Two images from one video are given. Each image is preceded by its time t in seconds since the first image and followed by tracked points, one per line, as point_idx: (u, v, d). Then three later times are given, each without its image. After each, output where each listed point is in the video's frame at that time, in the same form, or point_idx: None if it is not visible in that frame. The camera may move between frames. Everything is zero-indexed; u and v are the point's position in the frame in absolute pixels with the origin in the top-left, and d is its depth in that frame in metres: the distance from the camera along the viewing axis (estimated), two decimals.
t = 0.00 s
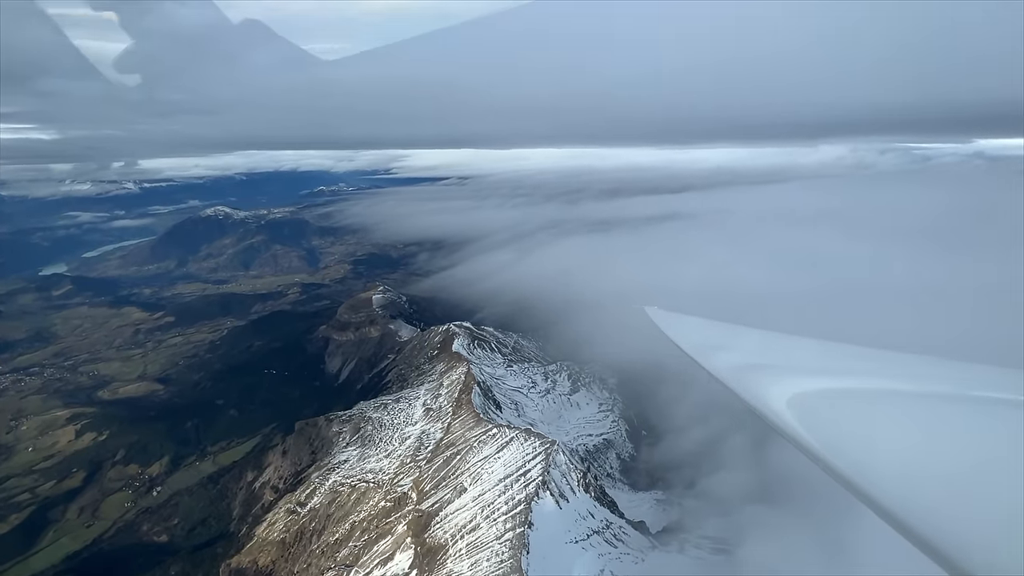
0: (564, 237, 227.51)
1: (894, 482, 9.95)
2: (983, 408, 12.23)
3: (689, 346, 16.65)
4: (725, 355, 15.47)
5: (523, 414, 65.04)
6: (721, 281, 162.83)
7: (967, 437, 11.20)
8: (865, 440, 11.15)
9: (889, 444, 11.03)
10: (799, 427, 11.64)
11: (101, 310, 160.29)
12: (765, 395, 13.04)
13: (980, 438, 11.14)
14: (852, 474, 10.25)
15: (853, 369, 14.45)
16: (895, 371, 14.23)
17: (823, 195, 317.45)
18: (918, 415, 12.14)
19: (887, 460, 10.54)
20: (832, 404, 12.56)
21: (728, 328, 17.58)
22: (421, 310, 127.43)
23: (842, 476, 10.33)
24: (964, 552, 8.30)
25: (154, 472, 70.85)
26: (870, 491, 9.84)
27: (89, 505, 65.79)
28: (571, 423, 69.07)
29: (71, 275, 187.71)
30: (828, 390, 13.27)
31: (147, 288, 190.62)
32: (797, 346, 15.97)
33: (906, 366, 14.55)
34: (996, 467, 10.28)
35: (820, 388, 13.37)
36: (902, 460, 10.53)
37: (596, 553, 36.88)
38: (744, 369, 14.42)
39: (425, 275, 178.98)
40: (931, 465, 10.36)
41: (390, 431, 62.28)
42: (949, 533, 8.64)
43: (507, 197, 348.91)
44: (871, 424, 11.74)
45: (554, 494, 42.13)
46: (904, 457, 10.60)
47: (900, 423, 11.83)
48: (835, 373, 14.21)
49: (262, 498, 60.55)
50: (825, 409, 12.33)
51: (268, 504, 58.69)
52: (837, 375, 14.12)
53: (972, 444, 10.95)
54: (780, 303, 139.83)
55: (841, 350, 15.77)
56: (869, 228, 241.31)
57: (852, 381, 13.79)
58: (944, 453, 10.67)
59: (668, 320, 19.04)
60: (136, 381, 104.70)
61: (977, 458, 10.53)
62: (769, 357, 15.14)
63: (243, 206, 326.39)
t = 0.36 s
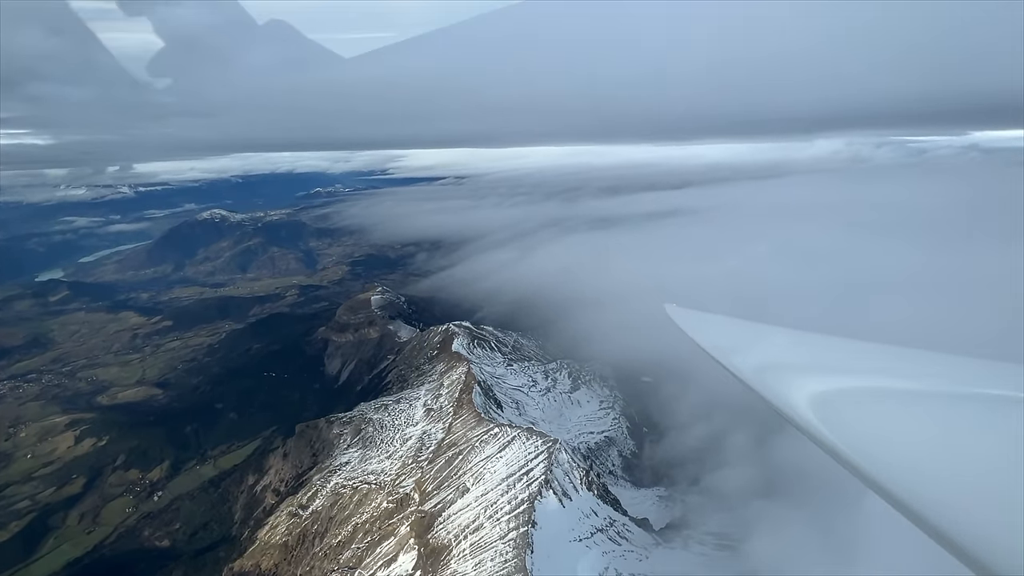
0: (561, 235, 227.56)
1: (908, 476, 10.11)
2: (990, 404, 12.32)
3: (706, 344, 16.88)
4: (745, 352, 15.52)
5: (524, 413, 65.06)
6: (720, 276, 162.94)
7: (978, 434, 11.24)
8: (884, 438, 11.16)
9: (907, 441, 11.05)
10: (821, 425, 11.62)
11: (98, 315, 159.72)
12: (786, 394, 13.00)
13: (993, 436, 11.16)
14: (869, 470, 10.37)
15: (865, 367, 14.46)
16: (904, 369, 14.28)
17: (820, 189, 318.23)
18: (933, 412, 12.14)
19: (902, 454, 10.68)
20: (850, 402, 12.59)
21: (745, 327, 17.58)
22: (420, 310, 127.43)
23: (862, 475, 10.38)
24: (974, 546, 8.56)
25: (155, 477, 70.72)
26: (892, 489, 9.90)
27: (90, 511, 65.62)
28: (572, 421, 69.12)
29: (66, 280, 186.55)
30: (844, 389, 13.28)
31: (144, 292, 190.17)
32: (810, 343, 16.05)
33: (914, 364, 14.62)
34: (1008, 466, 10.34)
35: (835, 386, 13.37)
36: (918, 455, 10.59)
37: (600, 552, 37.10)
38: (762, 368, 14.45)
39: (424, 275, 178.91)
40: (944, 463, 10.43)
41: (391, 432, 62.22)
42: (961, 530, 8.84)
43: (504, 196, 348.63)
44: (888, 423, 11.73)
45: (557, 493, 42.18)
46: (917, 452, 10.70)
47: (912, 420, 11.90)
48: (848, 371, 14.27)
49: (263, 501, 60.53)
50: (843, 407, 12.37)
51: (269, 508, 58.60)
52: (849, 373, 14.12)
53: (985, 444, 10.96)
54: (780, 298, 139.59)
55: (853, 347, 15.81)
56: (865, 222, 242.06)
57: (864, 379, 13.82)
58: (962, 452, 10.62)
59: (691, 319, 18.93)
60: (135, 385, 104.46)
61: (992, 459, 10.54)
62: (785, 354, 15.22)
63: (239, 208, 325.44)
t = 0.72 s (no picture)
0: (557, 235, 227.61)
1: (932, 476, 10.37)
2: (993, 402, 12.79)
3: (729, 346, 16.75)
4: (765, 353, 15.50)
5: (523, 413, 65.02)
6: (717, 273, 163.43)
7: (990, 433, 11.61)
8: (901, 432, 11.55)
9: (921, 434, 11.50)
10: (841, 422, 12.05)
11: (92, 320, 158.49)
12: (808, 392, 13.26)
13: (995, 430, 11.65)
14: (893, 469, 10.69)
15: (876, 365, 14.76)
16: (911, 369, 14.52)
17: (814, 186, 319.66)
18: (941, 408, 12.54)
19: (923, 451, 10.96)
20: (868, 400, 12.78)
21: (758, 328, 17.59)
22: (417, 312, 127.03)
23: (886, 472, 10.74)
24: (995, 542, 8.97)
25: (152, 483, 70.28)
26: (916, 486, 10.23)
27: (87, 518, 65.11)
28: (571, 420, 69.07)
29: (60, 286, 184.96)
30: (861, 388, 13.42)
31: (138, 297, 188.99)
32: (821, 340, 16.25)
33: (915, 360, 14.98)
34: (1012, 459, 10.89)
35: (850, 383, 13.69)
36: (937, 453, 10.91)
37: (601, 551, 37.29)
38: (783, 368, 14.51)
39: (420, 276, 178.55)
40: (961, 461, 10.76)
41: (390, 434, 62.06)
42: (982, 526, 9.24)
43: (500, 195, 348.33)
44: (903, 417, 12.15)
45: (558, 493, 42.18)
46: (935, 451, 11.00)
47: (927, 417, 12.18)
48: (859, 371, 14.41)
49: (262, 506, 60.30)
50: (863, 407, 12.55)
51: (268, 512, 58.34)
52: (863, 371, 14.39)
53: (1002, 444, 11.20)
54: (777, 294, 139.95)
55: (859, 346, 15.99)
56: (860, 217, 243.11)
57: (875, 377, 14.00)
58: (964, 444, 11.11)
59: (707, 321, 18.70)
60: (131, 391, 103.77)
61: (993, 453, 11.04)
62: (802, 353, 15.20)
63: (233, 211, 323.68)
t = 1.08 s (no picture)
0: (552, 235, 228.03)
1: (946, 472, 9.98)
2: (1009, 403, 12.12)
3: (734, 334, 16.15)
4: (774, 348, 14.91)
5: (520, 414, 64.98)
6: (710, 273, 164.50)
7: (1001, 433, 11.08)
8: (915, 431, 11.11)
9: (935, 434, 10.99)
10: (854, 420, 11.65)
11: (83, 325, 156.89)
12: (819, 391, 12.75)
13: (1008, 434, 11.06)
14: (908, 466, 10.28)
15: (887, 364, 13.94)
16: (919, 363, 13.99)
17: (806, 185, 322.66)
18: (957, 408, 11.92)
19: (932, 446, 10.66)
20: (879, 400, 12.32)
21: (763, 320, 17.03)
22: (412, 313, 126.62)
23: (899, 468, 10.37)
24: (1009, 530, 8.58)
25: (146, 489, 69.62)
26: (929, 481, 9.86)
27: (79, 526, 64.24)
28: (568, 421, 69.08)
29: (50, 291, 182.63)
30: (870, 386, 12.99)
31: (130, 301, 187.56)
32: (836, 338, 15.41)
33: (926, 359, 14.22)
34: None
35: (863, 385, 13.03)
36: (947, 449, 10.54)
37: (601, 552, 37.37)
38: (793, 366, 13.92)
39: (414, 278, 178.21)
40: (972, 457, 10.38)
41: (386, 437, 61.84)
42: (991, 513, 8.95)
43: (494, 197, 348.44)
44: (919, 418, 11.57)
45: (557, 494, 42.16)
46: (947, 447, 10.60)
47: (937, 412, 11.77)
48: (866, 368, 13.87)
49: (258, 511, 59.95)
50: (873, 405, 12.13)
51: (264, 517, 57.95)
52: (875, 369, 13.75)
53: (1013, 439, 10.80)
54: (771, 291, 140.72)
55: (862, 339, 15.46)
56: (852, 216, 245.70)
57: (883, 374, 13.54)
58: (975, 443, 10.70)
59: (713, 311, 18.17)
60: (124, 396, 102.77)
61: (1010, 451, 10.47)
62: (810, 349, 14.68)
63: (225, 214, 321.58)
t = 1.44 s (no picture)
0: (543, 237, 228.47)
1: (952, 471, 9.84)
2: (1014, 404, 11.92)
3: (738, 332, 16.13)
4: (783, 349, 14.77)
5: (513, 416, 64.85)
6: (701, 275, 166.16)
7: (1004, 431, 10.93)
8: (918, 430, 11.03)
9: (937, 433, 10.91)
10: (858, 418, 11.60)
11: (67, 332, 153.71)
12: (824, 389, 12.72)
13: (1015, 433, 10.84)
14: (912, 466, 10.12)
15: (890, 365, 13.79)
16: (923, 362, 13.80)
17: (793, 186, 327.24)
18: (958, 408, 11.79)
19: (935, 445, 10.54)
20: (885, 400, 12.18)
21: (771, 320, 16.85)
22: (403, 317, 125.98)
23: (902, 463, 10.24)
24: (1008, 526, 8.46)
25: (133, 499, 68.38)
26: (935, 480, 9.76)
27: (64, 538, 62.78)
28: (561, 422, 69.03)
29: (32, 296, 178.44)
30: (877, 385, 12.83)
31: (116, 307, 184.53)
32: (842, 338, 15.22)
33: (931, 359, 14.01)
34: None
35: (868, 384, 12.92)
36: (950, 448, 10.43)
37: (597, 554, 37.35)
38: (800, 366, 13.84)
39: (406, 281, 177.41)
40: (975, 456, 10.26)
41: (379, 442, 61.38)
42: (994, 509, 8.82)
43: (485, 199, 348.36)
44: (918, 417, 11.53)
45: (552, 497, 42.10)
46: (953, 447, 10.46)
47: (940, 412, 11.65)
48: (870, 368, 13.71)
49: (249, 518, 59.17)
50: (882, 405, 11.97)
51: (255, 525, 57.17)
52: (879, 369, 13.62)
53: (1016, 441, 10.59)
54: (762, 290, 141.91)
55: (868, 338, 15.25)
56: (839, 216, 249.60)
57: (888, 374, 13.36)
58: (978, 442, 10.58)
59: (719, 311, 18.05)
60: (109, 404, 100.79)
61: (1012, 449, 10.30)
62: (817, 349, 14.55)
63: (212, 217, 317.53)
